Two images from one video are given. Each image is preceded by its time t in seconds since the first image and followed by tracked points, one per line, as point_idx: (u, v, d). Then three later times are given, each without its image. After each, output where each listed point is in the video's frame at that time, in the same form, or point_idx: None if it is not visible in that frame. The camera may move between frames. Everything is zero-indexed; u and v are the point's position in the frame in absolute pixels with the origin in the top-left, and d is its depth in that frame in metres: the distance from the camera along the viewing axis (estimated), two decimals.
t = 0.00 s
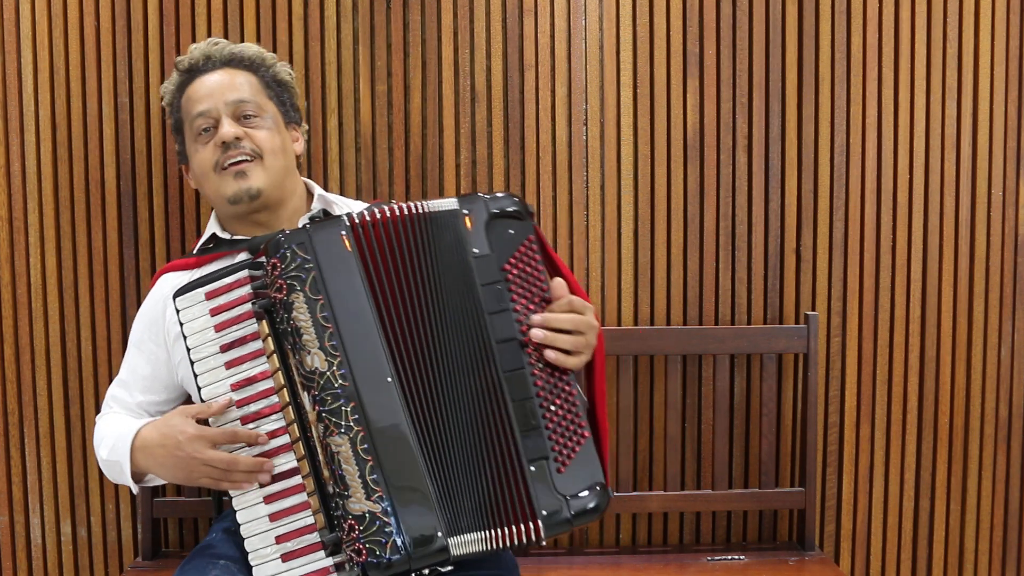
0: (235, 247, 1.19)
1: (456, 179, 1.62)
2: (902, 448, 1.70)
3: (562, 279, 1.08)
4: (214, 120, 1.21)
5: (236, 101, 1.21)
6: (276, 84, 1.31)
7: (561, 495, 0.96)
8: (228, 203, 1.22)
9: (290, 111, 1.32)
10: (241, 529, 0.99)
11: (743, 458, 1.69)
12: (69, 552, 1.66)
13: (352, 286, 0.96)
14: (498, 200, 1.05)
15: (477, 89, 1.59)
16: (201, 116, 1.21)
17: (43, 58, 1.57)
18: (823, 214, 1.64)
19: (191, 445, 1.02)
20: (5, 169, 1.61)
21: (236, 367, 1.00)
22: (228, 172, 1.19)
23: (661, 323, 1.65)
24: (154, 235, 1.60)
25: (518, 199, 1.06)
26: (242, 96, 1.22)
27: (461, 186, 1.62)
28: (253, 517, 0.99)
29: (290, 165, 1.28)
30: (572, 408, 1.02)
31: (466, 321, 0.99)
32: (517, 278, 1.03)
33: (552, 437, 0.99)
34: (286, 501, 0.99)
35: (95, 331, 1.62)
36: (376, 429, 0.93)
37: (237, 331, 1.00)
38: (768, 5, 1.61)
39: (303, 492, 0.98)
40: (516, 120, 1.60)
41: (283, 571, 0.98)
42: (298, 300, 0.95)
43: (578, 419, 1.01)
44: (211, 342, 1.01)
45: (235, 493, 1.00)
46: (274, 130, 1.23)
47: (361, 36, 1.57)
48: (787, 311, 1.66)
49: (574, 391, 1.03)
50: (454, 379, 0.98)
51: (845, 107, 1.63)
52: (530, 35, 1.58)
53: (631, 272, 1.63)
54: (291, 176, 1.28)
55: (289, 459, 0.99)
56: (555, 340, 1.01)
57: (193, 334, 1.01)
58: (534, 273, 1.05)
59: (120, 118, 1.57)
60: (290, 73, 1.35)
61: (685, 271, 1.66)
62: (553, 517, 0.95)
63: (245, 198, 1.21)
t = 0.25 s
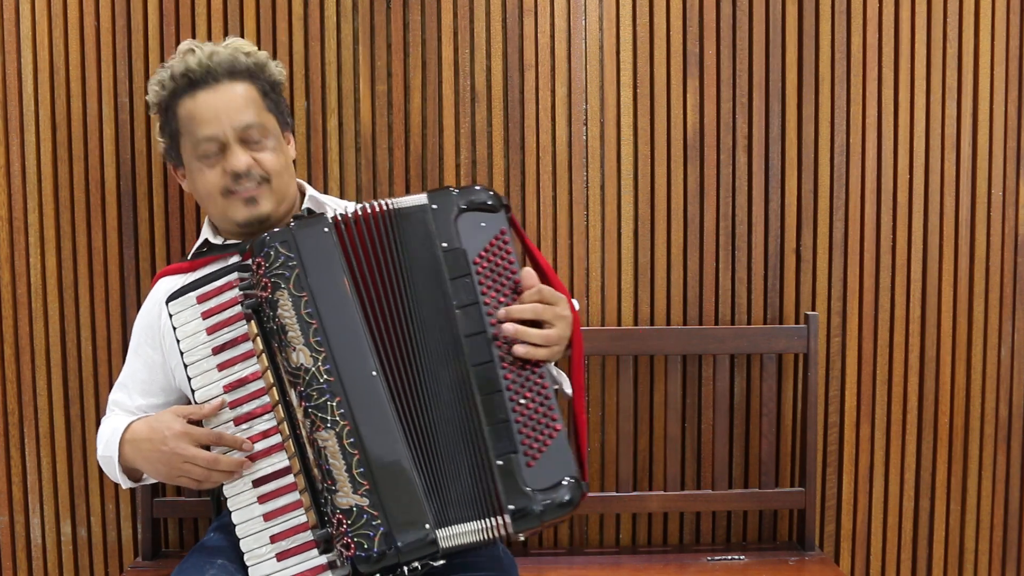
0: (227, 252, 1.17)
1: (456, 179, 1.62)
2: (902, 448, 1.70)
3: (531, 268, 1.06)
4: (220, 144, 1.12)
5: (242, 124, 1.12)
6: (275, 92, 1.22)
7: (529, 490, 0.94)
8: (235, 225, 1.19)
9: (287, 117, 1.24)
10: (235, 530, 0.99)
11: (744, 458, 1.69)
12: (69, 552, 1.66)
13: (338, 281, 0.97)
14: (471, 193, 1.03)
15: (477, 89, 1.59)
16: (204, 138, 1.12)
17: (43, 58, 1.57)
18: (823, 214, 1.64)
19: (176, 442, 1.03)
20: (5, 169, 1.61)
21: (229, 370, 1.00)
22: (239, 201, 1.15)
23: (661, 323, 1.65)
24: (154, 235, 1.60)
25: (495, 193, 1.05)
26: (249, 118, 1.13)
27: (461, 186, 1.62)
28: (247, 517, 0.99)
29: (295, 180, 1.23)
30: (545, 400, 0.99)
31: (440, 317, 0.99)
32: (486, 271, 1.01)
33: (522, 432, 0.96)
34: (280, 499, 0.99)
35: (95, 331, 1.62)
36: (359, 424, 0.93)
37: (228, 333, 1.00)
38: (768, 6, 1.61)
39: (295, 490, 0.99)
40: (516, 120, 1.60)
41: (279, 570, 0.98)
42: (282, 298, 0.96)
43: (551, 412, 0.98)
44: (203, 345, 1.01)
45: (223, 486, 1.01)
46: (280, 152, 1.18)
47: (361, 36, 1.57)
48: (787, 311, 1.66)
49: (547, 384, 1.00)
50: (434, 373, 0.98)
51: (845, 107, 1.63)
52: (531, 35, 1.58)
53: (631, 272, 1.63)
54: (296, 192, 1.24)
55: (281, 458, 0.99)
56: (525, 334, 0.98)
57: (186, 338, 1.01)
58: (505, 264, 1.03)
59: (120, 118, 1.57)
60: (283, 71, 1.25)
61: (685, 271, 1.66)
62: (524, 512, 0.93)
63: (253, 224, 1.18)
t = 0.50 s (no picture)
0: (223, 251, 1.18)
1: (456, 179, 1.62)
2: (902, 448, 1.70)
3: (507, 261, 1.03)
4: (243, 161, 1.14)
5: (267, 143, 1.14)
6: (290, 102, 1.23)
7: (511, 487, 0.94)
8: (243, 232, 1.22)
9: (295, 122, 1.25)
10: (232, 530, 0.99)
11: (744, 458, 1.69)
12: (69, 552, 1.66)
13: (325, 280, 0.98)
14: (444, 187, 1.01)
15: (477, 89, 1.59)
16: (227, 154, 1.13)
17: (43, 58, 1.57)
18: (824, 214, 1.64)
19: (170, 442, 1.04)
20: (6, 169, 1.61)
21: (225, 371, 1.01)
22: (254, 214, 1.18)
23: (661, 323, 1.65)
24: (154, 235, 1.60)
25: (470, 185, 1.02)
26: (271, 136, 1.14)
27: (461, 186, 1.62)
28: (244, 518, 0.99)
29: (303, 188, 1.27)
30: (524, 395, 0.97)
31: (417, 317, 0.98)
32: (460, 266, 1.00)
33: (500, 428, 0.96)
34: (276, 500, 0.99)
35: (95, 331, 1.62)
36: (344, 424, 0.95)
37: (224, 335, 1.01)
38: (768, 6, 1.61)
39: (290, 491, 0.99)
40: (515, 120, 1.60)
41: (275, 570, 0.98)
42: (269, 298, 0.97)
43: (531, 407, 0.97)
44: (200, 347, 1.02)
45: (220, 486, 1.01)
46: (295, 166, 1.20)
47: (361, 36, 1.57)
48: (787, 311, 1.66)
49: (526, 379, 0.98)
50: (416, 371, 0.98)
51: (845, 107, 1.63)
52: (531, 35, 1.58)
53: (631, 272, 1.63)
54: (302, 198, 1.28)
55: (277, 459, 1.00)
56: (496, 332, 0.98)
57: (183, 341, 1.02)
58: (480, 258, 1.01)
59: (119, 118, 1.57)
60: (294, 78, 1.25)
61: (685, 271, 1.66)
62: (504, 511, 0.93)
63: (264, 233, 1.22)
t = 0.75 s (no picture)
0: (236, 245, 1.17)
1: (456, 179, 1.62)
2: (902, 448, 1.70)
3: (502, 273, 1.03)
4: (254, 134, 1.12)
5: (279, 117, 1.13)
6: (306, 87, 1.22)
7: (499, 506, 0.94)
8: (256, 217, 1.18)
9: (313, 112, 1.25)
10: (235, 531, 0.99)
11: (744, 458, 1.69)
12: (69, 552, 1.66)
13: (330, 286, 0.98)
14: (434, 195, 1.02)
15: (477, 89, 1.59)
16: (239, 127, 1.12)
17: (43, 58, 1.57)
18: (824, 214, 1.64)
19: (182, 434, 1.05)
20: (5, 169, 1.60)
21: (232, 371, 1.01)
22: (266, 193, 1.14)
23: (661, 323, 1.65)
24: (154, 235, 1.60)
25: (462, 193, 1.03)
26: (283, 111, 1.13)
27: (461, 186, 1.62)
28: (247, 520, 0.99)
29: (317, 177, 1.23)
30: (516, 411, 0.98)
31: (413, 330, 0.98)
32: (452, 277, 1.00)
33: (490, 446, 0.96)
34: (278, 504, 0.99)
35: (95, 331, 1.62)
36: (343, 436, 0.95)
37: (234, 334, 1.01)
38: (768, 5, 1.61)
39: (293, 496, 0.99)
40: (515, 120, 1.60)
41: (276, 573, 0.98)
42: (275, 304, 0.97)
43: (522, 422, 0.98)
44: (210, 345, 1.02)
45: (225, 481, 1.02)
46: (308, 149, 1.18)
47: (361, 36, 1.57)
48: (787, 311, 1.66)
49: (519, 395, 0.99)
50: (411, 385, 0.98)
51: (846, 107, 1.63)
52: (530, 35, 1.58)
53: (631, 272, 1.63)
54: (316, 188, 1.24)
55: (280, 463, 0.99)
56: (488, 349, 0.98)
57: (194, 337, 1.02)
58: (473, 270, 1.01)
59: (119, 118, 1.57)
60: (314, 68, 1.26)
61: (685, 271, 1.66)
62: (494, 529, 0.94)
63: (277, 217, 1.18)
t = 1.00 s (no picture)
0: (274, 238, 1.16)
1: (456, 179, 1.62)
2: (902, 449, 1.70)
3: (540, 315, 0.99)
4: (301, 114, 1.11)
5: (328, 101, 1.11)
6: (364, 82, 1.21)
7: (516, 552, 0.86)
8: (292, 204, 1.15)
9: (369, 112, 1.22)
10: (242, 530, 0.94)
11: (744, 459, 1.69)
12: (69, 552, 1.66)
13: (369, 302, 0.88)
14: (479, 224, 0.95)
15: (477, 89, 1.59)
16: (286, 106, 1.11)
17: (43, 58, 1.57)
18: (823, 214, 1.64)
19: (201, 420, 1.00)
20: (6, 169, 1.61)
21: (258, 369, 0.95)
22: (302, 176, 1.11)
23: (661, 323, 1.65)
24: (154, 235, 1.60)
25: (503, 224, 0.98)
26: (334, 96, 1.12)
27: (461, 186, 1.62)
28: (255, 520, 0.94)
29: (361, 175, 1.19)
30: (540, 455, 0.93)
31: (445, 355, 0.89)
32: (490, 313, 0.94)
33: (512, 489, 0.88)
34: (291, 509, 0.93)
35: (95, 331, 1.62)
36: (371, 463, 0.85)
37: (263, 331, 0.95)
38: (768, 6, 1.61)
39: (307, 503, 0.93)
40: (515, 120, 1.60)
41: None
42: (314, 317, 0.88)
43: (546, 468, 0.92)
44: (237, 338, 0.96)
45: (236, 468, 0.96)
46: (354, 141, 1.15)
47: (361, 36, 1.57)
48: (787, 311, 1.66)
49: (545, 441, 0.94)
50: (442, 414, 0.88)
51: (845, 107, 1.63)
52: (530, 35, 1.58)
53: (631, 272, 1.63)
54: (359, 186, 1.20)
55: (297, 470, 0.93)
56: (519, 391, 0.92)
57: (221, 328, 0.97)
58: (511, 307, 0.96)
59: (120, 118, 1.57)
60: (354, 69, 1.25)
61: (685, 271, 1.66)
62: None
63: (313, 205, 1.14)
